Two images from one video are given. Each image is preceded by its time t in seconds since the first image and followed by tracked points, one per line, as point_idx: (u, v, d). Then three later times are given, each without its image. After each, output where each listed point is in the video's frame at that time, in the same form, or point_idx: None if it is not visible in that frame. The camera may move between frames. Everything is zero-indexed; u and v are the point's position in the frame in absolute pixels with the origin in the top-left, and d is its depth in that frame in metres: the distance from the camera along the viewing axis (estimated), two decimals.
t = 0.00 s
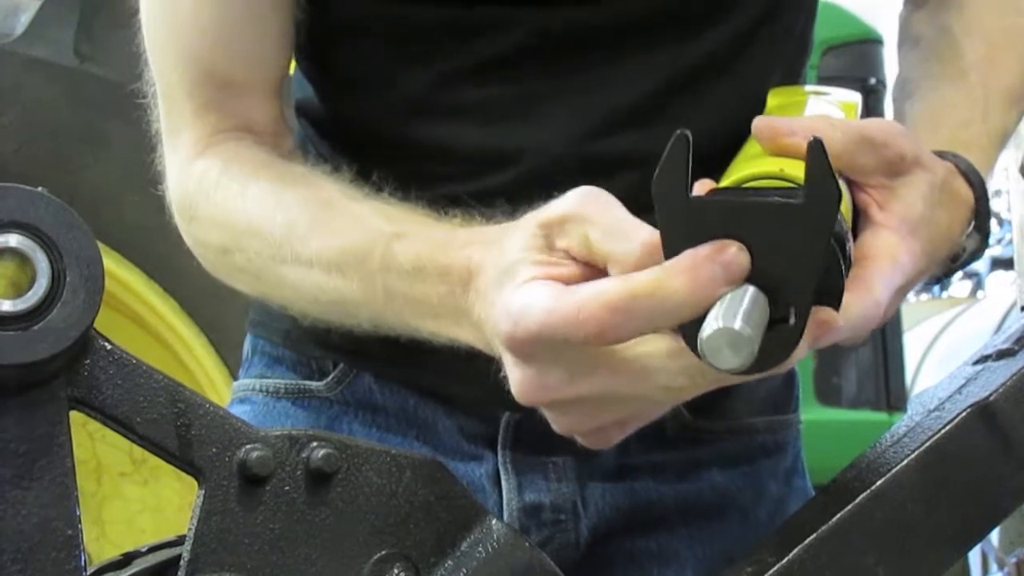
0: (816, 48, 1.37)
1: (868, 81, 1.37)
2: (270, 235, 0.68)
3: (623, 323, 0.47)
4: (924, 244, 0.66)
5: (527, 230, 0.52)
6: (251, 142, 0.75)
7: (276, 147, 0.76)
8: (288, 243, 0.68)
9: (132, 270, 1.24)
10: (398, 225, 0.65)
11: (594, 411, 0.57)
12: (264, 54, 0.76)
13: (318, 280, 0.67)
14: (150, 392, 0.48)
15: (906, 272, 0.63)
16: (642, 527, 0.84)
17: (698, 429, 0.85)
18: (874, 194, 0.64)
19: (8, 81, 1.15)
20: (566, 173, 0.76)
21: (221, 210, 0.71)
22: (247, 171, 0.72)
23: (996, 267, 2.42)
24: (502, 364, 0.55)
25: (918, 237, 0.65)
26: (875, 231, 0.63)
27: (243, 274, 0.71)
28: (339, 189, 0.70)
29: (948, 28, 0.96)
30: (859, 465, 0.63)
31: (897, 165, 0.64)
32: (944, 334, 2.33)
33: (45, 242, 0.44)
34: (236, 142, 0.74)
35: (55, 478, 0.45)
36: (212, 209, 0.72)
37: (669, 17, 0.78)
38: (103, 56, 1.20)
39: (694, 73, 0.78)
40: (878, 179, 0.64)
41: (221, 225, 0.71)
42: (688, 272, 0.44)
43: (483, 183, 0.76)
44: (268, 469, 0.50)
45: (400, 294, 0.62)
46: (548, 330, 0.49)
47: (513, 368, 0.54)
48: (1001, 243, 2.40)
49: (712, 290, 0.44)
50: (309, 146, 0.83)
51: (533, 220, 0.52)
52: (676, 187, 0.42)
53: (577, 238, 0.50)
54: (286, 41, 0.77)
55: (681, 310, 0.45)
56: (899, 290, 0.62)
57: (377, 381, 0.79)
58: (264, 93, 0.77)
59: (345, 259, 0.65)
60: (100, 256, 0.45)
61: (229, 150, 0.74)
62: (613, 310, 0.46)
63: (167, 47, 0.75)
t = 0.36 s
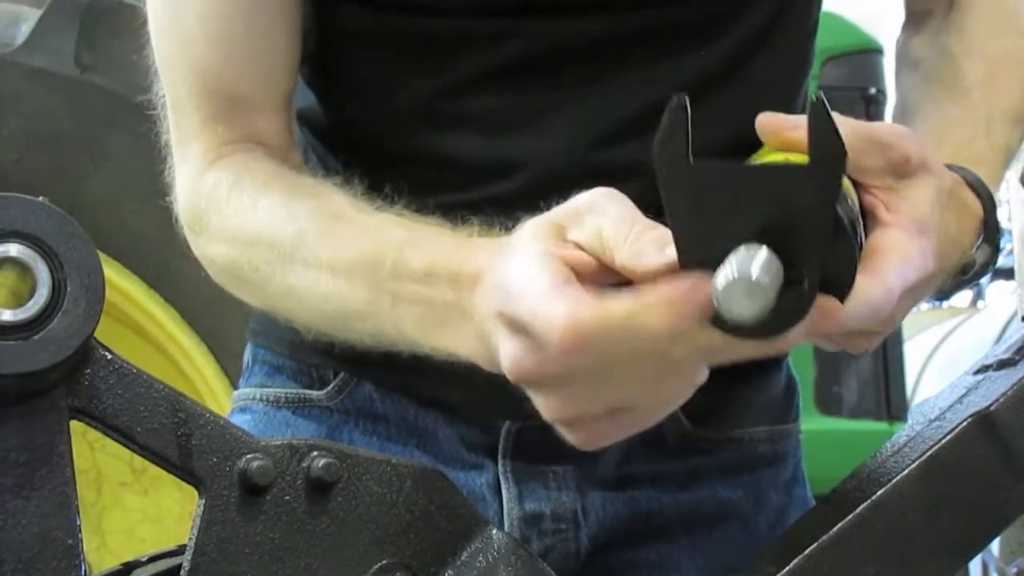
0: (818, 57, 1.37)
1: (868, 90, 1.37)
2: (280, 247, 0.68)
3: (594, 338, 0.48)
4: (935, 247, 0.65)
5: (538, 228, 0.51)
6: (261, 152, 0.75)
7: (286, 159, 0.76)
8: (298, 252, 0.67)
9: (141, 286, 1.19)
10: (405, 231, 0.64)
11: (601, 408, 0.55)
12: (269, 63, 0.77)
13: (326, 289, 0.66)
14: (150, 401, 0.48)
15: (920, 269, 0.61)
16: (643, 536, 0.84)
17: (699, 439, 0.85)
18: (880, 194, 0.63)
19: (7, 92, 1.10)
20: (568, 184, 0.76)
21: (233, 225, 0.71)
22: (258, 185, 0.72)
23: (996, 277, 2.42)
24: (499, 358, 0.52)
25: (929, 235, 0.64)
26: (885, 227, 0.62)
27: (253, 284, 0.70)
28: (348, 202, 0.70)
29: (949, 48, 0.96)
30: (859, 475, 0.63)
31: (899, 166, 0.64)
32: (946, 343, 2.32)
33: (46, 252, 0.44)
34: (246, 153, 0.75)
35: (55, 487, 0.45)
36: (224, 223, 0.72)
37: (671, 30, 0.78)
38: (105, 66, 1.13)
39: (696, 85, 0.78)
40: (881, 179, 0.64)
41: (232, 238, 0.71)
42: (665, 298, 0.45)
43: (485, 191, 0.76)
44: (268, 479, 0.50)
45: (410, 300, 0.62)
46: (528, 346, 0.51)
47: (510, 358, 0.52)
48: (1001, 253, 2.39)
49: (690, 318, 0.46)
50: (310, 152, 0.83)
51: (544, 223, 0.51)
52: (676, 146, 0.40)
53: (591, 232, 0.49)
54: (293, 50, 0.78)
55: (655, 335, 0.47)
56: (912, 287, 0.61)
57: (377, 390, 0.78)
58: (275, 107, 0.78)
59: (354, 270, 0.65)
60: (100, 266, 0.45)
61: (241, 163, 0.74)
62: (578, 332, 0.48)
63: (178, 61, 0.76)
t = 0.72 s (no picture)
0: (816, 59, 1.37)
1: (868, 92, 1.36)
2: (286, 246, 0.69)
3: (569, 249, 0.46)
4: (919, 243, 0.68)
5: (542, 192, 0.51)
6: (273, 158, 0.75)
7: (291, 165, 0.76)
8: (302, 253, 0.68)
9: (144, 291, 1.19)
10: (410, 234, 0.64)
11: (525, 373, 0.53)
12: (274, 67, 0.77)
13: (325, 290, 0.66)
14: (151, 403, 0.48)
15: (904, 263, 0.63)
16: (644, 537, 0.84)
17: (698, 439, 0.85)
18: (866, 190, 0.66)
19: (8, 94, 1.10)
20: (568, 186, 0.75)
21: (243, 225, 0.71)
22: (273, 187, 0.72)
23: (996, 278, 2.41)
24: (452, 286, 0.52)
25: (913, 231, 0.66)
26: (870, 223, 0.64)
27: (255, 283, 0.71)
28: (359, 208, 0.70)
29: (945, 53, 0.97)
30: (860, 477, 0.63)
31: (890, 162, 0.66)
32: (949, 344, 2.32)
33: (47, 253, 0.44)
34: (256, 157, 0.75)
35: (56, 489, 0.45)
36: (234, 224, 0.72)
37: (671, 32, 0.78)
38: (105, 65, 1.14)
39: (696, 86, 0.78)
40: (871, 176, 0.67)
41: (242, 238, 0.71)
42: (655, 230, 0.45)
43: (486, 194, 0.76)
44: (268, 480, 0.50)
45: (410, 299, 0.62)
46: (504, 242, 0.48)
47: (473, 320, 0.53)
48: (1001, 255, 2.39)
49: (663, 253, 0.45)
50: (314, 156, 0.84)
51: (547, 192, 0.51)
52: (673, 120, 0.43)
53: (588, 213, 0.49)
54: (298, 51, 0.79)
55: (626, 260, 0.46)
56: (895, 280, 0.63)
57: (377, 391, 0.78)
58: (280, 115, 0.78)
59: (356, 271, 0.65)
60: (101, 266, 0.45)
61: (256, 166, 0.74)
62: (564, 228, 0.46)
63: (184, 71, 0.77)
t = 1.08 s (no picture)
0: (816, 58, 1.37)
1: (869, 91, 1.35)
2: (285, 246, 0.69)
3: (570, 236, 0.47)
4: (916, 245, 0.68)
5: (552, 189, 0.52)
6: (271, 160, 0.76)
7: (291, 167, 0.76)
8: (302, 254, 0.68)
9: (143, 288, 1.19)
10: (408, 234, 0.65)
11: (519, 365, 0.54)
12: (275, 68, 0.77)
13: (325, 291, 0.66)
14: (152, 403, 0.48)
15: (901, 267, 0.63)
16: (644, 536, 0.84)
17: (698, 439, 0.85)
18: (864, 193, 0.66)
19: (9, 95, 1.10)
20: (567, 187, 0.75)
21: (243, 227, 0.71)
22: (271, 189, 0.72)
23: (997, 278, 2.40)
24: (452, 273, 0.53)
25: (910, 234, 0.66)
26: (868, 226, 0.64)
27: (253, 284, 0.71)
28: (359, 209, 0.70)
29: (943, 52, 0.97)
30: (861, 476, 0.63)
31: (887, 164, 0.66)
32: (949, 342, 2.32)
33: (48, 253, 0.44)
34: (254, 158, 0.75)
35: (57, 488, 0.45)
36: (233, 225, 0.72)
37: (672, 32, 0.78)
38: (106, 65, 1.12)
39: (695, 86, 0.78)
40: (869, 178, 0.66)
41: (241, 239, 0.71)
42: (656, 226, 0.45)
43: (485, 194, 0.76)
44: (269, 480, 0.50)
45: (407, 297, 0.62)
46: (508, 231, 0.49)
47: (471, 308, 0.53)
48: (1002, 254, 2.38)
49: (664, 253, 0.44)
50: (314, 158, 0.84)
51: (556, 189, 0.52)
52: (675, 124, 0.43)
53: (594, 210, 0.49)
54: (298, 52, 0.79)
55: (626, 250, 0.46)
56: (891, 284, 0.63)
57: (379, 391, 0.78)
58: (280, 115, 0.78)
59: (355, 270, 0.65)
60: (102, 266, 0.45)
61: (255, 167, 0.74)
62: (569, 214, 0.47)
63: (182, 70, 0.77)
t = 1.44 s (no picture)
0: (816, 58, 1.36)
1: (869, 91, 1.35)
2: (288, 249, 0.69)
3: (574, 224, 0.47)
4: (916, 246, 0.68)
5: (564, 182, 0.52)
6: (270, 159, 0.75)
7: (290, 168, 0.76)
8: (305, 256, 0.68)
9: (142, 286, 1.19)
10: (411, 241, 0.65)
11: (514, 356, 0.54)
12: (277, 70, 0.77)
13: (327, 293, 0.67)
14: (152, 403, 0.48)
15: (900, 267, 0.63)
16: (643, 536, 0.85)
17: (700, 439, 0.84)
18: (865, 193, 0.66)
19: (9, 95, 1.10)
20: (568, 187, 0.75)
21: (245, 228, 0.71)
22: (275, 191, 0.72)
23: (997, 278, 2.39)
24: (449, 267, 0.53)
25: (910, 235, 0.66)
26: (868, 225, 0.64)
27: (253, 286, 0.71)
28: (360, 211, 0.70)
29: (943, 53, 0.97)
30: (861, 476, 0.63)
31: (887, 163, 0.66)
32: (949, 342, 2.32)
33: (49, 254, 0.44)
34: (254, 158, 0.75)
35: (58, 488, 0.45)
36: (235, 227, 0.72)
37: (672, 32, 0.78)
38: (107, 65, 1.12)
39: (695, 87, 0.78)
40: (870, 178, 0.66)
41: (243, 241, 0.71)
42: (658, 220, 0.45)
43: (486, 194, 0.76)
44: (269, 480, 0.50)
45: (411, 301, 0.63)
46: (509, 224, 0.49)
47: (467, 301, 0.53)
48: (1003, 254, 2.37)
49: (663, 246, 0.44)
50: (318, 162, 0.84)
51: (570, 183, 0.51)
52: (672, 124, 0.43)
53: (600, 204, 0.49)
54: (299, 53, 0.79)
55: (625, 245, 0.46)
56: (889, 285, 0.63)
57: (381, 391, 0.78)
58: (282, 116, 0.78)
59: (358, 275, 0.66)
60: (102, 266, 0.45)
61: (257, 168, 0.74)
62: (571, 206, 0.47)
63: (182, 70, 0.77)
